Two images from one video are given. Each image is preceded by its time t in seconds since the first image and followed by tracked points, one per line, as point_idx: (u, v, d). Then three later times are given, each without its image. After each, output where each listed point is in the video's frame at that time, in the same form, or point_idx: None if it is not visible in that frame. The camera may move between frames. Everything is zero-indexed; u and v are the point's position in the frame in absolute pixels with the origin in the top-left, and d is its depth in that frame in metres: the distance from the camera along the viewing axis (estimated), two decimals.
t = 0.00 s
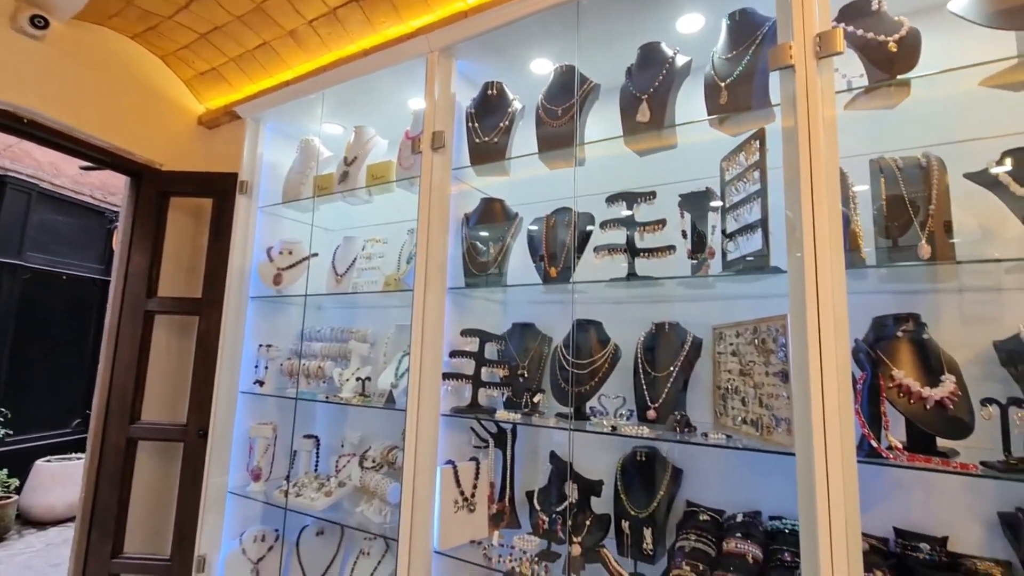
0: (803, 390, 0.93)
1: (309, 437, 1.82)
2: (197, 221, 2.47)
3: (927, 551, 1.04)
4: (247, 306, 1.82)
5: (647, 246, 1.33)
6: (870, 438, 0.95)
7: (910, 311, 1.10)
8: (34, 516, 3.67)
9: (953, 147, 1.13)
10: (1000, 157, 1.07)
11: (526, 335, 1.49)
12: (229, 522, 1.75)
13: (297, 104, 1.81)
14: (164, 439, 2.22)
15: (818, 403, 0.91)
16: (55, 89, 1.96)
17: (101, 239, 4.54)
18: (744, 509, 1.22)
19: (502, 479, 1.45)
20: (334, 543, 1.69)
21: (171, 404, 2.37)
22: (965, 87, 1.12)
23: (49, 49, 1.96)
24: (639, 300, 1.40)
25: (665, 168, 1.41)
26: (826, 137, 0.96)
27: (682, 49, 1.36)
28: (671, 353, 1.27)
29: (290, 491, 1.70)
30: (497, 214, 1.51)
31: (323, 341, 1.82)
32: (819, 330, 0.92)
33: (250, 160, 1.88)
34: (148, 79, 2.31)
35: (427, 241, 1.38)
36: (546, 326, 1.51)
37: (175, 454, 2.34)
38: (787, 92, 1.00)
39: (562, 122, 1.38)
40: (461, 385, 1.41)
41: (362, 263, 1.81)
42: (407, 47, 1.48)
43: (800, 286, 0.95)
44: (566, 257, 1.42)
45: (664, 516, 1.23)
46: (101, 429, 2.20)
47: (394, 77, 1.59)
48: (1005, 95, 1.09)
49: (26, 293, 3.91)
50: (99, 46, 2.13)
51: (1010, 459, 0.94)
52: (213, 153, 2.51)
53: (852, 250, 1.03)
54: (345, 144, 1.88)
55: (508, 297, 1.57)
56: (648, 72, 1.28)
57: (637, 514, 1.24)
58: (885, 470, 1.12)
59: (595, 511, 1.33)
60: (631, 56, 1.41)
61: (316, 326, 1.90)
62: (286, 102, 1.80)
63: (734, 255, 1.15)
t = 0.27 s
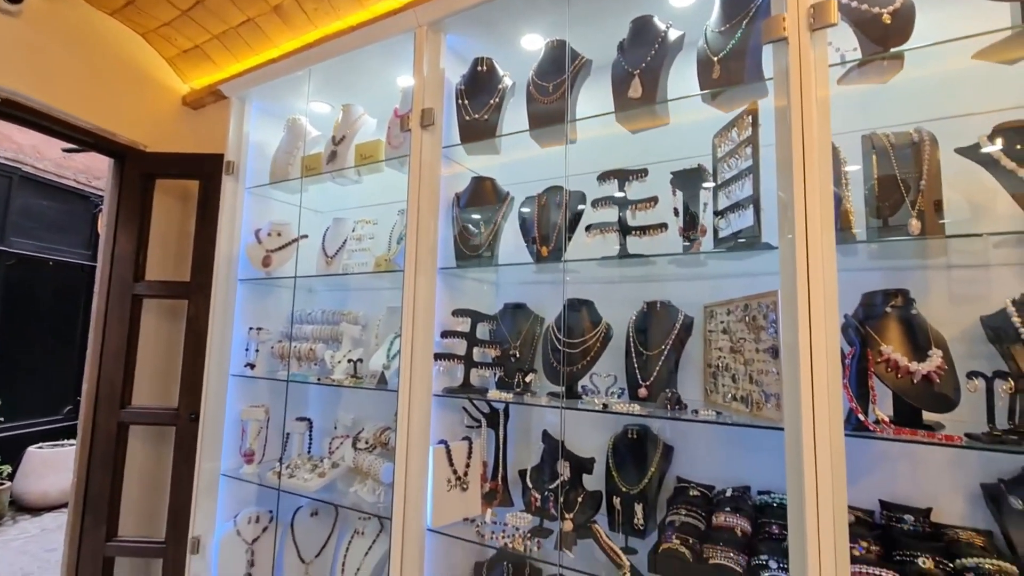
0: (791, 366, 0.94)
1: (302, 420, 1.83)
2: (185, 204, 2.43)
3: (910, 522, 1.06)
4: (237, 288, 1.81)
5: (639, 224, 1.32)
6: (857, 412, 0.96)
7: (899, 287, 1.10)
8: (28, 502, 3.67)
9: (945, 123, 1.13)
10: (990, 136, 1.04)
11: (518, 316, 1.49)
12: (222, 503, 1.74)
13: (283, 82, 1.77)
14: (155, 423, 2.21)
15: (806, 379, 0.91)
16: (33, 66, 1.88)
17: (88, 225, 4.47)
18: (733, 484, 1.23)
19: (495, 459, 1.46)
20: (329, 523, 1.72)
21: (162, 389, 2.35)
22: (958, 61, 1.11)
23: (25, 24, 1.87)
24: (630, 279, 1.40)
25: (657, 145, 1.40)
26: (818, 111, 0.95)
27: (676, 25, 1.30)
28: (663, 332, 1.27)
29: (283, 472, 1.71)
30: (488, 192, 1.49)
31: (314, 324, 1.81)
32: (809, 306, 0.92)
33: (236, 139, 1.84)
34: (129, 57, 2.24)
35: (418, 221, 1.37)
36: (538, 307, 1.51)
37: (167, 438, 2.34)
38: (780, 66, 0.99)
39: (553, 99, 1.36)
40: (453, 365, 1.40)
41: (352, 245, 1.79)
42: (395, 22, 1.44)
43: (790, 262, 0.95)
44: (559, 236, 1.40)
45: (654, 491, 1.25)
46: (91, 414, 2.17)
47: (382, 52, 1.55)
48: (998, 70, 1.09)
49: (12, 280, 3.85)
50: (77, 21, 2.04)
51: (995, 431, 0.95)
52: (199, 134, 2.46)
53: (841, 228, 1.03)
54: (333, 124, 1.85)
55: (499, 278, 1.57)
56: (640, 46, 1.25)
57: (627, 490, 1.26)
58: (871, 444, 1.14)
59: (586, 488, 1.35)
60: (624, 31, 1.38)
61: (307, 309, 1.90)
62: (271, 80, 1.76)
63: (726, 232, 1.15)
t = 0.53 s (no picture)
0: (780, 349, 0.94)
1: (295, 408, 1.83)
2: (173, 192, 2.40)
3: (896, 502, 1.08)
4: (227, 277, 1.78)
5: (631, 210, 1.32)
6: (844, 394, 0.97)
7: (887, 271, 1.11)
8: (20, 493, 3.65)
9: (935, 107, 1.13)
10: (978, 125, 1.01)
11: (510, 303, 1.49)
12: (215, 491, 1.74)
13: (270, 67, 1.74)
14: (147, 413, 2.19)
15: (795, 361, 0.92)
16: (14, 50, 1.83)
17: (74, 214, 4.40)
18: (723, 467, 1.25)
19: (487, 445, 1.47)
20: (323, 510, 1.73)
21: (153, 379, 2.34)
22: (948, 45, 1.11)
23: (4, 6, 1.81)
24: (622, 265, 1.40)
25: (649, 131, 1.39)
26: (809, 95, 0.95)
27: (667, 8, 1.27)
28: (655, 317, 1.28)
29: (276, 460, 1.70)
30: (479, 178, 1.48)
31: (305, 313, 1.80)
32: (798, 289, 0.93)
33: (223, 126, 1.81)
34: (113, 41, 2.18)
35: (408, 208, 1.36)
36: (530, 294, 1.52)
37: (159, 428, 2.33)
38: (772, 49, 0.98)
39: (544, 84, 1.35)
40: (445, 351, 1.41)
41: (343, 233, 1.78)
42: (384, 4, 1.42)
43: (780, 247, 0.96)
44: (550, 222, 1.40)
45: (645, 475, 1.26)
46: (81, 404, 2.16)
47: (371, 36, 1.52)
48: (988, 53, 1.09)
49: None
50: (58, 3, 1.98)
51: (979, 412, 0.96)
52: (186, 123, 2.43)
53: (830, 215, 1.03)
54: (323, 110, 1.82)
55: (492, 265, 1.56)
56: (631, 29, 1.24)
57: (618, 474, 1.27)
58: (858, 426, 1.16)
59: (578, 472, 1.36)
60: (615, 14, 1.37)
61: (299, 298, 1.89)
62: (258, 64, 1.73)
63: (717, 217, 1.15)
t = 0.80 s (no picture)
0: (771, 329, 0.95)
1: (288, 395, 1.83)
2: (160, 177, 2.36)
3: (882, 479, 1.11)
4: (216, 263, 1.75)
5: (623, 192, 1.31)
6: (834, 373, 1.00)
7: (878, 251, 1.12)
8: (12, 484, 3.64)
9: (927, 88, 1.13)
10: (969, 108, 1.00)
11: (503, 288, 1.49)
12: (209, 479, 1.72)
13: (257, 49, 1.70)
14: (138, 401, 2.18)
15: (786, 341, 0.93)
16: None
17: (60, 203, 4.33)
18: (714, 448, 1.26)
19: (481, 429, 1.48)
20: (318, 495, 1.74)
21: (144, 368, 2.32)
22: (940, 24, 1.11)
23: None
24: (616, 249, 1.41)
25: (642, 112, 1.38)
26: (802, 73, 0.94)
27: None
28: (648, 299, 1.28)
29: (269, 446, 1.70)
30: (470, 160, 1.47)
31: (296, 299, 1.79)
32: (789, 269, 0.93)
33: (210, 109, 1.75)
34: (94, 22, 2.12)
35: (399, 191, 1.35)
36: (523, 279, 1.51)
37: (151, 417, 2.31)
38: (765, 28, 0.98)
39: (536, 64, 1.33)
40: (438, 336, 1.40)
41: (334, 218, 1.75)
42: None
43: (771, 228, 0.96)
44: (542, 205, 1.39)
45: (638, 456, 1.27)
46: (71, 393, 2.14)
47: (360, 16, 1.49)
48: (980, 33, 1.09)
49: None
50: None
51: (966, 389, 0.97)
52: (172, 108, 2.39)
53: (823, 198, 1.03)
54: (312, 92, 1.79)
55: (485, 250, 1.56)
56: (623, 9, 1.23)
57: (611, 456, 1.28)
58: (846, 405, 1.17)
59: (571, 454, 1.37)
60: None
61: (290, 284, 1.88)
62: (244, 46, 1.69)
63: (709, 198, 1.14)
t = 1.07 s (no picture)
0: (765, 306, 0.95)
1: (281, 381, 1.82)
2: (146, 163, 2.32)
3: (873, 455, 1.11)
4: (205, 249, 1.73)
5: (616, 171, 1.30)
6: (826, 350, 1.00)
7: (870, 229, 1.12)
8: (5, 475, 3.62)
9: (920, 64, 1.12)
10: (962, 85, 0.98)
11: (497, 272, 1.47)
12: (203, 467, 1.71)
13: (241, 29, 1.65)
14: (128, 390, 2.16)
15: (779, 318, 0.93)
16: None
17: (44, 191, 4.24)
18: (708, 428, 1.27)
19: (475, 412, 1.48)
20: (313, 480, 1.74)
21: (134, 356, 2.30)
22: None
23: None
24: (609, 232, 1.41)
25: (634, 92, 1.37)
26: (797, 48, 0.93)
27: None
28: (642, 280, 1.27)
29: (263, 432, 1.69)
30: (462, 140, 1.43)
31: (287, 285, 1.77)
32: (783, 246, 0.93)
33: (194, 91, 1.72)
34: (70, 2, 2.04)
35: (389, 173, 1.32)
36: (516, 262, 1.51)
37: (142, 406, 2.30)
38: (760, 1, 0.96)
39: (527, 42, 1.31)
40: (431, 320, 1.40)
41: (324, 202, 1.73)
42: None
43: (765, 206, 0.95)
44: (534, 186, 1.38)
45: (632, 437, 1.28)
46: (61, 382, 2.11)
47: None
48: (973, 8, 1.08)
49: None
50: None
51: (956, 364, 0.98)
52: (154, 91, 2.33)
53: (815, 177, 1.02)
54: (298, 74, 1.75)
55: (478, 233, 1.55)
56: None
57: (604, 437, 1.29)
58: (837, 384, 1.18)
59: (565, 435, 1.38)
60: None
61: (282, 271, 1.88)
62: (228, 25, 1.64)
63: (702, 177, 1.13)
